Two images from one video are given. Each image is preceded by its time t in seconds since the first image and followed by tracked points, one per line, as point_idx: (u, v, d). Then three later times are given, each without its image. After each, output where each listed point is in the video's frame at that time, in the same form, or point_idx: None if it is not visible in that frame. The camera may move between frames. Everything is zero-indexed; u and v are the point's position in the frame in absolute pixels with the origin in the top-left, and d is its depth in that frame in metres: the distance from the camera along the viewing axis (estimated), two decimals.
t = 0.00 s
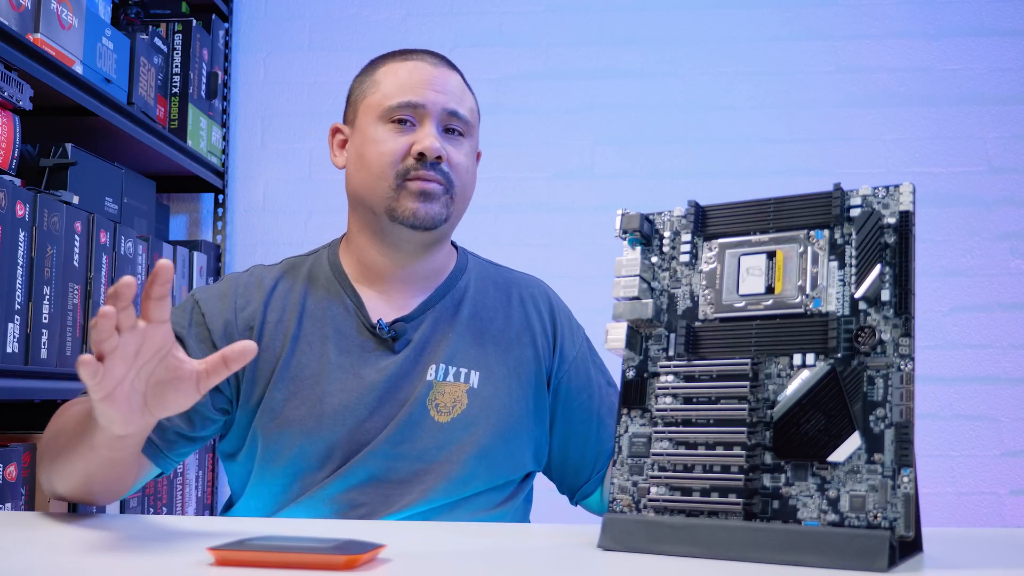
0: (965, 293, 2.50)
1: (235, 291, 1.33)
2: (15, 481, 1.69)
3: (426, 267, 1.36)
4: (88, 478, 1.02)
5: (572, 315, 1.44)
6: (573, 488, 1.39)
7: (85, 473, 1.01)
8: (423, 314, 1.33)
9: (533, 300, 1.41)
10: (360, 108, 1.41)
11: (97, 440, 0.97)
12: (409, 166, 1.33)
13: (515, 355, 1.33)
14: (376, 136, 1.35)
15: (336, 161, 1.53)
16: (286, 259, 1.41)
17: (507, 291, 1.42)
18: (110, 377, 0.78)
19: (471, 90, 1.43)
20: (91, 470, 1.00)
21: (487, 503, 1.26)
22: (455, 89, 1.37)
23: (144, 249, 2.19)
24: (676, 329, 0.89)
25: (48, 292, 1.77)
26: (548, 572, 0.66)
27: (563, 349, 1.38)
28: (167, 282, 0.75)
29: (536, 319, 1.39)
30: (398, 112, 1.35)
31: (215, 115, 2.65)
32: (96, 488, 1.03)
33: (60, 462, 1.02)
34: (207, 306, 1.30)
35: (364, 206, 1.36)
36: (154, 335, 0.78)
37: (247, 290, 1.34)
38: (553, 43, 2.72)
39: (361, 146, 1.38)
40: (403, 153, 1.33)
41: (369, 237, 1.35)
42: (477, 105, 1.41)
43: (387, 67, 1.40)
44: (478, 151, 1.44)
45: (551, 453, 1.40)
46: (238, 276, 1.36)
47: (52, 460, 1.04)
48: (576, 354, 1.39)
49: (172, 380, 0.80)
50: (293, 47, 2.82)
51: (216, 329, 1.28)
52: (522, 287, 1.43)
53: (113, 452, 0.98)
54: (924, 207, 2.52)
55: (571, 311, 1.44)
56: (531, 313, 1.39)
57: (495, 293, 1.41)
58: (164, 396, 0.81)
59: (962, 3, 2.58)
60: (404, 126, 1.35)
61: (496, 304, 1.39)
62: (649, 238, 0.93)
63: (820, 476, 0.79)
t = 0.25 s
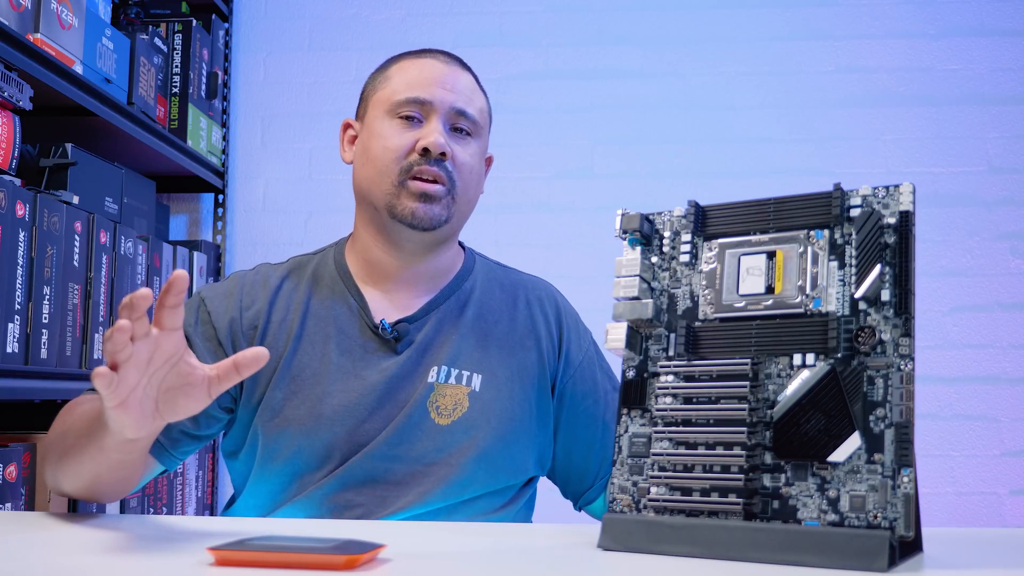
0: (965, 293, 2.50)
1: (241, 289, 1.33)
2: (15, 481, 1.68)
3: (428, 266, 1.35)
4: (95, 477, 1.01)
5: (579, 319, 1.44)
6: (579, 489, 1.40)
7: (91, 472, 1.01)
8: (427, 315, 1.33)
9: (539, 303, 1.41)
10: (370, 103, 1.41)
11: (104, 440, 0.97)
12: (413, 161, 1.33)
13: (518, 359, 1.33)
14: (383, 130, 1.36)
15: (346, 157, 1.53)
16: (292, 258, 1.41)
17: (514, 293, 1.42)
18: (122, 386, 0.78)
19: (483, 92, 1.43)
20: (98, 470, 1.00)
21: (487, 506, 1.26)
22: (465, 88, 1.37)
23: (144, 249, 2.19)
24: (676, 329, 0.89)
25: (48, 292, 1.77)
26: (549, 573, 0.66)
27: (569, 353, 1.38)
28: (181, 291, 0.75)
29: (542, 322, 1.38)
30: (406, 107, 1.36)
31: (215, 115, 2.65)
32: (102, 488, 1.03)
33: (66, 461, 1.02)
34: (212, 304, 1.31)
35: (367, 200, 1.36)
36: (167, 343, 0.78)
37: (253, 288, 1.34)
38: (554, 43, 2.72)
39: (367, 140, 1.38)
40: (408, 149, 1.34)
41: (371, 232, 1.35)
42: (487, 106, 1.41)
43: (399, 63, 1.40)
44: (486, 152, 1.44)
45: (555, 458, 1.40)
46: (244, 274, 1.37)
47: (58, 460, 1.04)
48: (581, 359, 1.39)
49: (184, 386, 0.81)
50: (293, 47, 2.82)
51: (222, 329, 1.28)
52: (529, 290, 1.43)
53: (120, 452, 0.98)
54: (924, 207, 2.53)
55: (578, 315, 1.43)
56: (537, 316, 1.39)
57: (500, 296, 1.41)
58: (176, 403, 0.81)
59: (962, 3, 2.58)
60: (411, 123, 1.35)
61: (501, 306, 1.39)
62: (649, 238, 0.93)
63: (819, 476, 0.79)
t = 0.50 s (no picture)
0: (965, 293, 2.50)
1: (245, 288, 1.34)
2: (15, 481, 1.68)
3: (438, 273, 1.36)
4: (95, 476, 1.02)
5: (584, 321, 1.44)
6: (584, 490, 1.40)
7: (91, 471, 1.01)
8: (431, 316, 1.33)
9: (545, 304, 1.41)
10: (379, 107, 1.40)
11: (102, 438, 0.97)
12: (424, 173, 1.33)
13: (523, 361, 1.33)
14: (392, 138, 1.35)
15: (353, 157, 1.53)
16: (297, 258, 1.41)
17: (519, 294, 1.42)
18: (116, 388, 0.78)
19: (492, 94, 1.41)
20: (97, 469, 1.01)
21: (489, 507, 1.26)
22: (475, 94, 1.36)
23: (144, 249, 2.19)
24: (676, 329, 0.89)
25: (48, 292, 1.77)
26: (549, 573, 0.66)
27: (574, 355, 1.37)
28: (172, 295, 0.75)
29: (547, 324, 1.38)
30: (415, 115, 1.34)
31: (215, 115, 2.65)
32: (103, 486, 1.03)
33: (67, 460, 1.02)
34: (216, 303, 1.31)
35: (375, 207, 1.36)
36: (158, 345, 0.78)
37: (257, 288, 1.34)
38: (554, 43, 2.72)
39: (376, 146, 1.37)
40: (418, 159, 1.33)
41: (378, 239, 1.35)
42: (497, 111, 1.40)
43: (409, 67, 1.39)
44: (494, 156, 1.43)
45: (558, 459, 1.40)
46: (249, 274, 1.37)
47: (59, 457, 1.04)
48: (586, 362, 1.38)
49: (176, 388, 0.81)
50: (293, 48, 2.82)
51: (224, 328, 1.28)
52: (535, 291, 1.43)
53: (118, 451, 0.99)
54: (924, 207, 2.53)
55: (584, 317, 1.43)
56: (542, 318, 1.38)
57: (506, 297, 1.41)
58: (168, 404, 0.81)
59: (962, 3, 2.58)
60: (421, 131, 1.35)
61: (506, 308, 1.39)
62: (649, 238, 0.93)
63: (819, 476, 0.79)
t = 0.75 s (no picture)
0: (965, 293, 2.50)
1: (245, 288, 1.34)
2: (15, 481, 1.68)
3: (434, 275, 1.36)
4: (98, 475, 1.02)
5: (583, 322, 1.44)
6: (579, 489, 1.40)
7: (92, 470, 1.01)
8: (430, 315, 1.33)
9: (544, 304, 1.41)
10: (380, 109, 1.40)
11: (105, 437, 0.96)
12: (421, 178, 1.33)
13: (522, 361, 1.33)
14: (393, 141, 1.35)
15: (354, 158, 1.53)
16: (297, 258, 1.41)
17: (519, 294, 1.42)
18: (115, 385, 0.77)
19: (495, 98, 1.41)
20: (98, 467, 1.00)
21: (489, 507, 1.26)
22: (477, 99, 1.35)
23: (144, 249, 2.19)
24: (676, 329, 0.89)
25: (48, 292, 1.77)
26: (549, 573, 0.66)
27: (572, 354, 1.37)
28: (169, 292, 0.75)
29: (546, 324, 1.38)
30: (416, 119, 1.34)
31: (215, 115, 2.65)
32: (104, 485, 1.03)
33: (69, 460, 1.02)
34: (216, 303, 1.31)
35: (373, 209, 1.36)
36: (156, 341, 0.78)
37: (257, 287, 1.34)
38: (554, 43, 2.72)
39: (376, 149, 1.37)
40: (417, 164, 1.33)
41: (375, 241, 1.35)
42: (499, 115, 1.39)
43: (411, 69, 1.38)
44: (495, 159, 1.43)
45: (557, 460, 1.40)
46: (249, 273, 1.37)
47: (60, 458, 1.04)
48: (585, 360, 1.38)
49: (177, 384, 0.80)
50: (293, 48, 2.82)
51: (226, 328, 1.28)
52: (534, 291, 1.42)
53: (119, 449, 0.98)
54: (924, 207, 2.53)
55: (582, 316, 1.43)
56: (541, 318, 1.38)
57: (505, 297, 1.41)
58: (169, 400, 0.81)
59: (962, 3, 2.58)
60: (421, 135, 1.35)
61: (506, 308, 1.39)
62: (649, 238, 0.93)
63: (819, 476, 0.79)
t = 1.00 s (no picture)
0: (965, 293, 2.50)
1: (245, 289, 1.34)
2: (15, 481, 1.68)
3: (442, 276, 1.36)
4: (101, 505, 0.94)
5: (581, 324, 1.44)
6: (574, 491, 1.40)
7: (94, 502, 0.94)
8: (431, 316, 1.33)
9: (543, 306, 1.41)
10: (400, 110, 1.38)
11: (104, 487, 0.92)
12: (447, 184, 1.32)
13: (521, 362, 1.34)
14: (417, 146, 1.34)
15: (362, 157, 1.52)
16: (296, 258, 1.41)
17: (517, 295, 1.42)
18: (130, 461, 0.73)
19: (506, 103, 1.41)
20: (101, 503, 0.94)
21: (489, 506, 1.26)
22: (498, 106, 1.36)
23: (144, 249, 2.19)
24: (676, 329, 0.89)
25: (48, 292, 1.77)
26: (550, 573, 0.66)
27: (570, 356, 1.38)
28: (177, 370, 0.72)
29: (545, 325, 1.38)
30: (441, 124, 1.34)
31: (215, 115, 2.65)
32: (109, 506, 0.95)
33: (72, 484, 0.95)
34: (217, 305, 1.31)
35: (393, 212, 1.35)
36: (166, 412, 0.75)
37: (257, 289, 1.34)
38: (554, 43, 2.72)
39: (398, 152, 1.36)
40: (443, 169, 1.32)
41: (395, 244, 1.35)
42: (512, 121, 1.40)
43: (434, 73, 1.37)
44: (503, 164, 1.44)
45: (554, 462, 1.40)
46: (248, 275, 1.37)
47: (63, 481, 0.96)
48: (582, 363, 1.39)
49: (186, 443, 0.78)
50: (294, 48, 2.82)
51: (227, 330, 1.28)
52: (533, 293, 1.43)
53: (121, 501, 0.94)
54: (924, 207, 2.53)
55: (580, 318, 1.43)
56: (541, 319, 1.39)
57: (504, 298, 1.41)
58: (176, 459, 0.78)
59: (962, 3, 2.58)
60: (445, 140, 1.34)
61: (506, 309, 1.39)
62: (649, 238, 0.93)
63: (819, 476, 0.79)
